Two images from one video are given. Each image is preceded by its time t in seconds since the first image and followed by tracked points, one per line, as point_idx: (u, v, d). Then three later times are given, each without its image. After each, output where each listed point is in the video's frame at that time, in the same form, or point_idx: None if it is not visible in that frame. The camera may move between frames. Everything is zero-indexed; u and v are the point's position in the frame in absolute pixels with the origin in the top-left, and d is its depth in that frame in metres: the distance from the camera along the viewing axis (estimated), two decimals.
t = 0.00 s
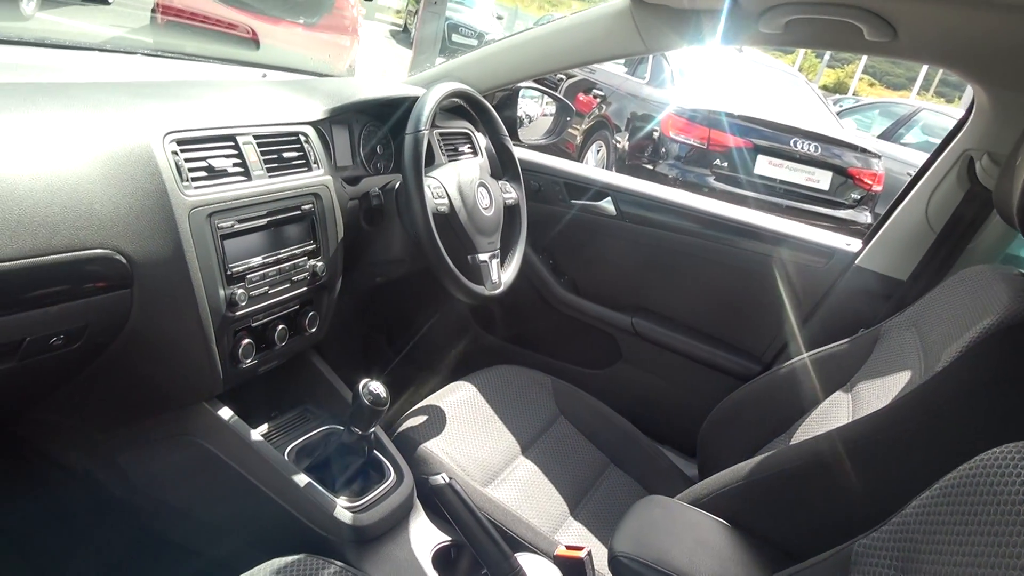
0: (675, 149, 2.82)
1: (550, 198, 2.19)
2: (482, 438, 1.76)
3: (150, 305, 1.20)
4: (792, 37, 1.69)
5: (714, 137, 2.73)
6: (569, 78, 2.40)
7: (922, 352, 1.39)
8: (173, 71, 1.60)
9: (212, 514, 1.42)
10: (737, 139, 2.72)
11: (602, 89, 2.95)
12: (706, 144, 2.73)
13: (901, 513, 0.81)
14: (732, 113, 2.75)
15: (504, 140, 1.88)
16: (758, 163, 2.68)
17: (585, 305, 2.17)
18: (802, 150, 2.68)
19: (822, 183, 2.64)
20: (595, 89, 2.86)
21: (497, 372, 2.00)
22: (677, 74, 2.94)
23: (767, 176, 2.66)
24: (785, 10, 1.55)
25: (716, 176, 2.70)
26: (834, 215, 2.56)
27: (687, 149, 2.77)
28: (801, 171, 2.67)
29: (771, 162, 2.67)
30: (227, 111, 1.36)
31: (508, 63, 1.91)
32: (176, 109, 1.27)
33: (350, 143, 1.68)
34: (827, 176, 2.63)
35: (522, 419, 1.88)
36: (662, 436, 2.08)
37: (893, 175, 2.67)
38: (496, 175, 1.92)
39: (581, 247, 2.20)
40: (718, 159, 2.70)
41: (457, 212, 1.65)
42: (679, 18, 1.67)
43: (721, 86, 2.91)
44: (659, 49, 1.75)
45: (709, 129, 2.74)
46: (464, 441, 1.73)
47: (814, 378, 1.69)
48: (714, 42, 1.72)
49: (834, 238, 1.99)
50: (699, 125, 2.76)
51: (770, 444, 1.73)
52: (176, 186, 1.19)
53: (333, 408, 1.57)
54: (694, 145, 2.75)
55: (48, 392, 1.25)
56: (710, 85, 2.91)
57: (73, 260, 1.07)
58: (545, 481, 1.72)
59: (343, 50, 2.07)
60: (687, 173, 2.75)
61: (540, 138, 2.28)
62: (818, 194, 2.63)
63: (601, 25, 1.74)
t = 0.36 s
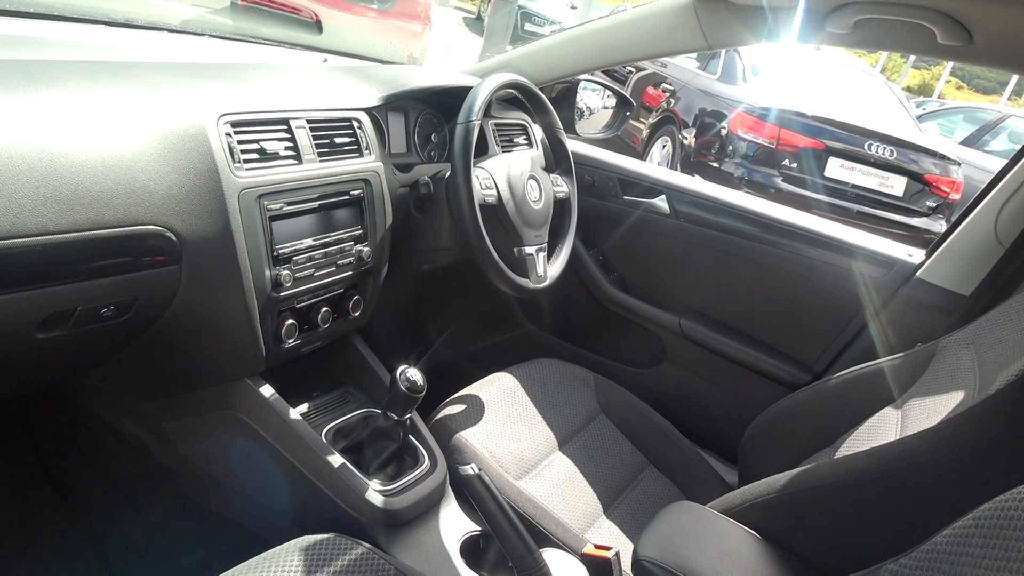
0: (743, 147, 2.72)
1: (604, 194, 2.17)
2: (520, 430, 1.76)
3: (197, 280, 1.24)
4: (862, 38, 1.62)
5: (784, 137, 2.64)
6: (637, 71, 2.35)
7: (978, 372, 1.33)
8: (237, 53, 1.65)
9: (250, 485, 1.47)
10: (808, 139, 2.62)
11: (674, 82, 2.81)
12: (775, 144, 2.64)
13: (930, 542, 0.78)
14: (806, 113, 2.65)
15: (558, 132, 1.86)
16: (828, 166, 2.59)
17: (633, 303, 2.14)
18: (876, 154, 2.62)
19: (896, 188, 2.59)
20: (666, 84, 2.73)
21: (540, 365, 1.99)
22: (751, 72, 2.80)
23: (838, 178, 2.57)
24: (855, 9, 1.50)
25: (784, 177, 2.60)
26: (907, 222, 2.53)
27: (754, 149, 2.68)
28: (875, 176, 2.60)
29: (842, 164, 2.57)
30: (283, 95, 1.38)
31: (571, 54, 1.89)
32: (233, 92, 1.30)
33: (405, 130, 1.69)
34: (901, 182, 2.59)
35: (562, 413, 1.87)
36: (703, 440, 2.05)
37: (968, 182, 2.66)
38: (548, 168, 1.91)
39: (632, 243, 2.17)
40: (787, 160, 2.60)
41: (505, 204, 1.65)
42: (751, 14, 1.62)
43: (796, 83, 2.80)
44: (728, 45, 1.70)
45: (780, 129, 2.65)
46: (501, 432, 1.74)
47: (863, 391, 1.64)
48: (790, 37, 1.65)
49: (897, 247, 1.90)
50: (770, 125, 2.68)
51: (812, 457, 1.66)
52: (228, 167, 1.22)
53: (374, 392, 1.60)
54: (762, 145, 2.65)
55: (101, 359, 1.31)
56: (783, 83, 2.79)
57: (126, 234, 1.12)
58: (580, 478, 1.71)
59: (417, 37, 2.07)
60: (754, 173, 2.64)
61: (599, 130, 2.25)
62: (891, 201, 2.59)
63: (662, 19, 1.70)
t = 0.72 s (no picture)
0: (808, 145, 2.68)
1: (656, 192, 2.15)
2: (561, 428, 1.76)
3: (246, 269, 1.27)
4: (932, 40, 1.55)
5: (851, 137, 2.54)
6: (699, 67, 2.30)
7: None
8: (296, 46, 1.69)
9: (294, 468, 1.51)
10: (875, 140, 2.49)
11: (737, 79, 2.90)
12: (842, 143, 2.56)
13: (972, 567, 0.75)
14: (879, 112, 2.49)
15: (610, 129, 1.84)
16: (895, 167, 2.43)
17: (682, 303, 2.12)
18: (946, 156, 2.36)
19: (969, 193, 2.34)
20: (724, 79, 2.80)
21: (584, 364, 1.98)
22: (818, 69, 2.75)
23: (905, 181, 2.41)
24: (923, 7, 1.43)
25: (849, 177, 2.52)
26: (978, 228, 2.29)
27: (820, 147, 2.61)
28: (945, 178, 2.37)
29: (910, 166, 2.41)
30: (337, 89, 1.40)
31: (630, 50, 1.86)
32: (288, 85, 1.33)
33: (457, 124, 1.70)
34: (975, 186, 2.33)
35: (604, 412, 1.86)
36: (750, 446, 2.01)
37: None
38: (598, 165, 1.89)
39: (683, 244, 2.14)
40: (853, 160, 2.51)
41: (552, 200, 1.64)
42: (814, 10, 1.56)
43: (868, 79, 2.58)
44: (793, 42, 1.65)
45: (848, 128, 2.55)
46: (542, 428, 1.73)
47: (917, 405, 1.57)
48: (861, 34, 1.58)
49: (961, 256, 1.78)
50: (839, 124, 2.58)
51: (860, 470, 1.59)
52: (279, 158, 1.25)
53: (417, 383, 1.61)
54: (827, 144, 2.59)
55: (155, 340, 1.35)
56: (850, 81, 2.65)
57: (178, 222, 1.15)
58: (620, 479, 1.69)
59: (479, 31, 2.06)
60: (818, 173, 2.59)
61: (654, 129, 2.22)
62: (963, 207, 2.34)
63: (721, 14, 1.66)
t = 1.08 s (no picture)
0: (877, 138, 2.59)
1: (712, 186, 2.11)
2: (612, 424, 1.75)
3: (302, 262, 1.30)
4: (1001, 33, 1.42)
5: (922, 130, 2.45)
6: (761, 59, 2.25)
7: None
8: (352, 41, 1.72)
9: (346, 457, 1.54)
10: (947, 133, 2.38)
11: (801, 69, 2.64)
12: (913, 136, 2.47)
13: None
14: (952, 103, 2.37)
15: (665, 123, 1.82)
16: (970, 161, 2.35)
17: (738, 300, 2.08)
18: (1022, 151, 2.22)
19: None
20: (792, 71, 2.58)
21: (636, 359, 1.96)
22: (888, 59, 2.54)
23: (980, 176, 2.32)
24: None
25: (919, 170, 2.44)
26: None
27: (891, 140, 2.53)
28: None
29: (985, 160, 2.31)
30: (391, 84, 1.42)
31: (688, 43, 1.84)
32: (343, 81, 1.35)
33: (510, 118, 1.71)
34: None
35: (656, 409, 1.84)
36: (807, 446, 1.96)
37: None
38: (653, 159, 1.87)
39: (740, 240, 2.10)
40: (924, 154, 2.43)
41: (604, 194, 1.63)
42: None
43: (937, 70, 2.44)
44: (861, 31, 1.60)
45: (919, 120, 2.45)
46: (592, 423, 1.73)
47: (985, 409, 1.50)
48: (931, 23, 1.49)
49: None
50: (910, 115, 2.48)
51: (923, 474, 1.53)
52: (333, 153, 1.28)
53: (467, 376, 1.62)
54: (897, 137, 2.51)
55: (215, 330, 1.40)
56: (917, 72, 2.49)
57: (236, 216, 1.19)
58: (671, 477, 1.68)
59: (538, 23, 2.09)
60: (885, 167, 2.52)
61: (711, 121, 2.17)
62: None
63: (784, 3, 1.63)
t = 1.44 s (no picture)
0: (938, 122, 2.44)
1: (766, 176, 2.06)
2: (664, 418, 1.73)
3: (354, 257, 1.32)
4: None
5: (986, 112, 2.32)
6: (817, 45, 2.19)
7: None
8: (402, 39, 1.73)
9: (400, 449, 1.56)
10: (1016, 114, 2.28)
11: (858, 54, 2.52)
12: (976, 119, 2.35)
13: None
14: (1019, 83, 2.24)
15: (716, 111, 1.79)
16: None
17: (794, 292, 2.03)
18: None
19: None
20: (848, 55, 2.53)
21: (689, 352, 1.93)
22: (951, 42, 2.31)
23: None
24: None
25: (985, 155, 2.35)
26: None
27: (952, 123, 2.39)
28: None
29: None
30: (439, 80, 1.43)
31: (741, 31, 1.80)
32: (393, 78, 1.37)
33: (559, 111, 1.70)
34: None
35: (709, 402, 1.81)
36: (866, 441, 1.91)
37: None
38: (704, 149, 1.84)
39: (796, 230, 2.05)
40: (990, 138, 2.33)
41: (654, 185, 1.61)
42: None
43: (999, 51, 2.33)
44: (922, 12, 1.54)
45: (982, 102, 2.33)
46: (644, 417, 1.71)
47: None
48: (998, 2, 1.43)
49: None
50: (971, 96, 2.35)
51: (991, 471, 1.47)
52: (383, 149, 1.29)
53: (518, 369, 1.63)
54: (959, 122, 2.37)
55: (272, 325, 1.43)
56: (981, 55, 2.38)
57: (290, 212, 1.21)
58: (725, 471, 1.65)
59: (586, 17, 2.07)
60: (949, 154, 2.39)
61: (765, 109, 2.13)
62: None
63: None
